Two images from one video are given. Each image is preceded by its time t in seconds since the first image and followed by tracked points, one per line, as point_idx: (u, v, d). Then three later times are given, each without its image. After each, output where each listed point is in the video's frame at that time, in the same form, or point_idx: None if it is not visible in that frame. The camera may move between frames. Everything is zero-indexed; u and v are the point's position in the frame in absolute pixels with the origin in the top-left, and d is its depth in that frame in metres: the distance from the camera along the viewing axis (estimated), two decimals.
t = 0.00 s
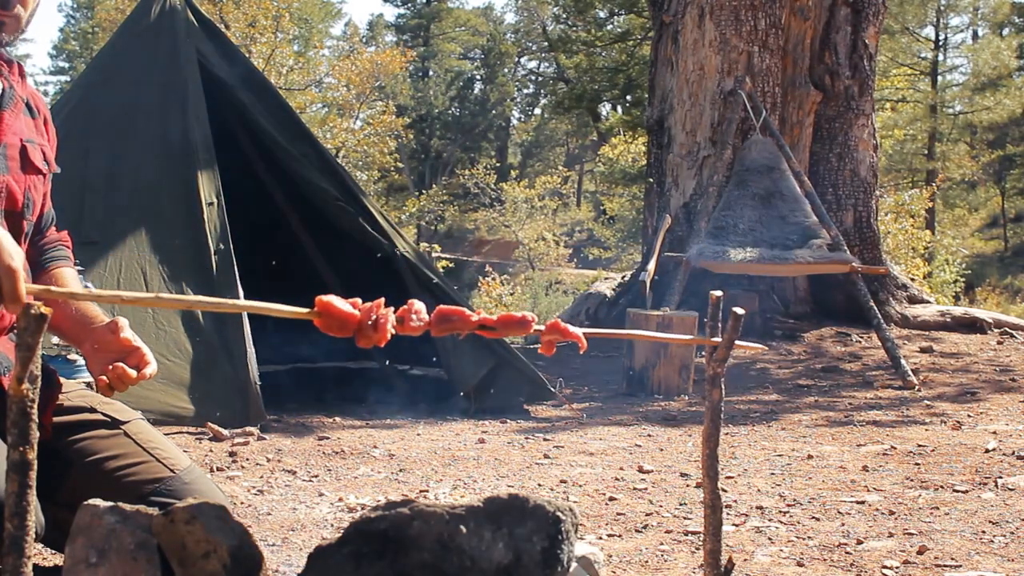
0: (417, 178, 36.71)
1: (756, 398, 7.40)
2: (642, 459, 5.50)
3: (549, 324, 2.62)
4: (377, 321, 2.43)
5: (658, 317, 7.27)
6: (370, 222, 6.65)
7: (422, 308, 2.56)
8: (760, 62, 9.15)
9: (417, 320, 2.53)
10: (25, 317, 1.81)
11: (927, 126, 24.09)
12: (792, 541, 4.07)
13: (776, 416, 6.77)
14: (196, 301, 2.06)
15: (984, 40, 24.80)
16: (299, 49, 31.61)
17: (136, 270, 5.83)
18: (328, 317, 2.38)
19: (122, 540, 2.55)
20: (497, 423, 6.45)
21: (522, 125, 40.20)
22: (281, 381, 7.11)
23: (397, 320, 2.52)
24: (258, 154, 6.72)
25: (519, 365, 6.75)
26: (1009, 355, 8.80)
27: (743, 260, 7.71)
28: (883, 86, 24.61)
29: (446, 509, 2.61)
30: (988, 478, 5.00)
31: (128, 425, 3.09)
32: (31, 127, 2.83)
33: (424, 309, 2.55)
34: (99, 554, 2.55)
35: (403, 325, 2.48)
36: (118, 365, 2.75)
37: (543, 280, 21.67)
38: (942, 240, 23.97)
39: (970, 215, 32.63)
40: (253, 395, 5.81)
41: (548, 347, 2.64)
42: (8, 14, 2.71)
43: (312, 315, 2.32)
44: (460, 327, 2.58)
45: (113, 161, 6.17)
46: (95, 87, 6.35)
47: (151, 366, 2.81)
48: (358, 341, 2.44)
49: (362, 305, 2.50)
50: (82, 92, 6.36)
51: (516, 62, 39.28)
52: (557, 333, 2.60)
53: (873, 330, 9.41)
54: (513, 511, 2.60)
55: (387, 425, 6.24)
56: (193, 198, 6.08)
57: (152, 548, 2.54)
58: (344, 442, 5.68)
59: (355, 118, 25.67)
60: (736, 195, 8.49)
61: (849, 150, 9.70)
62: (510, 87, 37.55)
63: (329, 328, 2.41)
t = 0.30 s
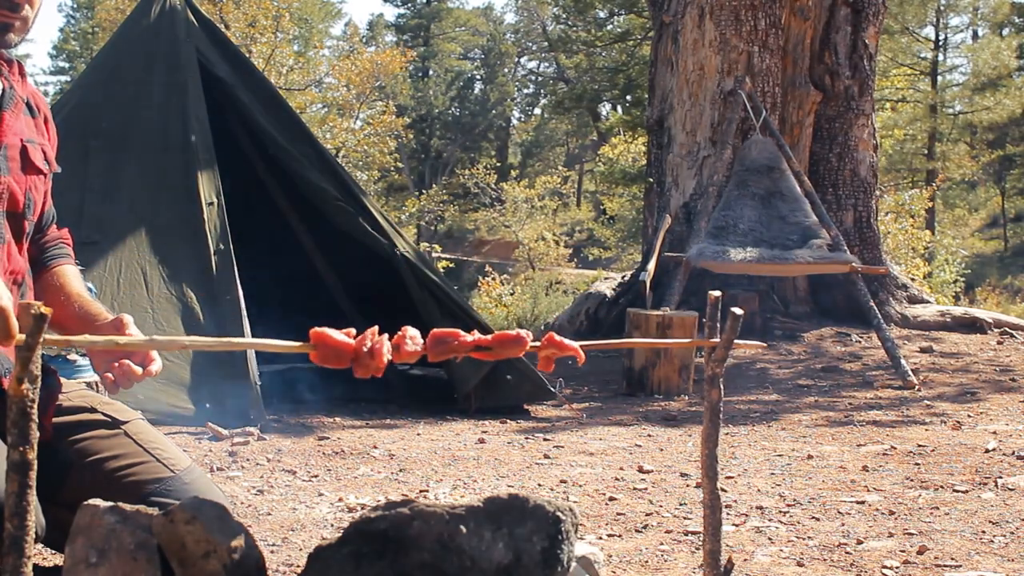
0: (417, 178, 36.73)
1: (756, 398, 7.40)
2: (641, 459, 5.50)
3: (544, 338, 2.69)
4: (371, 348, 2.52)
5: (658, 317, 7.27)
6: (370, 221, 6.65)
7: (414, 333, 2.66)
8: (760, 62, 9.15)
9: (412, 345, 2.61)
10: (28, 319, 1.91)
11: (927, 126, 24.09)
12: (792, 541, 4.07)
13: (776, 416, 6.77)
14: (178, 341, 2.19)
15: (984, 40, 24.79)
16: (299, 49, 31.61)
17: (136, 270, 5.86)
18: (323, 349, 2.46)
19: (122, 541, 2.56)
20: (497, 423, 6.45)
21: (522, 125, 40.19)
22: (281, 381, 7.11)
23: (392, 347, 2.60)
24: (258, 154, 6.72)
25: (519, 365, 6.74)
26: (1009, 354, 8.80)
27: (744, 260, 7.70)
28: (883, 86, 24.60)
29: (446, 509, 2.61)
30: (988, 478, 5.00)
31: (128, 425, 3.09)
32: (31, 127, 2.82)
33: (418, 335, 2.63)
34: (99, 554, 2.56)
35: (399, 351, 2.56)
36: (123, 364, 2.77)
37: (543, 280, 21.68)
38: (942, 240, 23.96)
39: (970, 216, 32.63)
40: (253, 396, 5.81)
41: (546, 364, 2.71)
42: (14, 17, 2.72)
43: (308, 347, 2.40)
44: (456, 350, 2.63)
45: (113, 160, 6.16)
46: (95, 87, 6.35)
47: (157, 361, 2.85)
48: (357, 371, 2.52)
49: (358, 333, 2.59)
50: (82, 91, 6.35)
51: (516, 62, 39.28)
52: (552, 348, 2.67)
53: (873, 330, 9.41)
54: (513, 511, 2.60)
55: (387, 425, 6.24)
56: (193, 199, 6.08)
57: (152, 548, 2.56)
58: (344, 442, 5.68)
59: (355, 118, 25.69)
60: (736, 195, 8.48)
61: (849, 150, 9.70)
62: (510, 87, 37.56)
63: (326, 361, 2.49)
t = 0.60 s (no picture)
0: (417, 178, 36.75)
1: (756, 398, 7.39)
2: (641, 459, 5.50)
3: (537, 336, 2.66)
4: (362, 348, 2.51)
5: (658, 317, 7.27)
6: (370, 221, 6.65)
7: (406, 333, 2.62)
8: (761, 62, 9.15)
9: (404, 344, 2.58)
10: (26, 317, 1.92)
11: (927, 126, 24.09)
12: (792, 541, 4.07)
13: (776, 416, 6.77)
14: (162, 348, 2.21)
15: (984, 40, 24.79)
16: (299, 49, 31.63)
17: (136, 270, 5.86)
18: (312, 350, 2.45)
19: (122, 540, 2.56)
20: (497, 423, 6.45)
21: (522, 125, 40.20)
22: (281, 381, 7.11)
23: (383, 346, 2.58)
24: (258, 155, 6.72)
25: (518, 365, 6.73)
26: (1009, 355, 8.79)
27: (744, 260, 7.70)
28: (883, 85, 24.60)
29: (446, 509, 2.62)
30: (988, 478, 5.00)
31: (128, 425, 3.09)
32: (31, 127, 2.82)
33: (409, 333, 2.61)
34: (99, 554, 2.56)
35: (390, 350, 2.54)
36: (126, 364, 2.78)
37: (543, 280, 21.68)
38: (942, 240, 23.96)
39: (970, 216, 32.63)
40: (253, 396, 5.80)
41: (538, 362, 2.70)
42: (20, 18, 2.71)
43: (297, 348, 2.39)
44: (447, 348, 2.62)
45: (113, 161, 6.16)
46: (95, 87, 6.34)
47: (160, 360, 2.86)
48: (347, 370, 2.51)
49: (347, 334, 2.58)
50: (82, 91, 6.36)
51: (516, 62, 39.28)
52: (545, 346, 2.66)
53: (873, 330, 9.41)
54: (513, 511, 2.60)
55: (387, 425, 6.24)
56: (193, 199, 6.07)
57: (153, 548, 2.56)
58: (344, 442, 5.68)
59: (355, 118, 25.70)
60: (736, 195, 8.48)
61: (849, 150, 9.70)
62: (510, 87, 37.57)
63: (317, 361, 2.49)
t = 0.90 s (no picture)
0: (417, 178, 36.76)
1: (756, 398, 7.39)
2: (641, 459, 5.50)
3: (518, 343, 2.71)
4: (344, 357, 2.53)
5: (658, 317, 7.26)
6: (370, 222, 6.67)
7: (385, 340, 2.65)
8: (760, 62, 9.15)
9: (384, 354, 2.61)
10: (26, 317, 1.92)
11: (927, 126, 24.10)
12: (792, 541, 4.07)
13: (776, 416, 6.77)
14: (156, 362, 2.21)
15: (984, 40, 24.79)
16: (299, 49, 31.66)
17: (136, 270, 5.85)
18: (294, 360, 2.46)
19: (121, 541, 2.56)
20: (497, 423, 6.45)
21: (521, 125, 40.19)
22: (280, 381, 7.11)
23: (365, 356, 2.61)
24: (258, 155, 6.73)
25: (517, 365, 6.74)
26: (1009, 354, 8.79)
27: (745, 260, 7.70)
28: (883, 85, 24.61)
29: (446, 509, 2.62)
30: (988, 478, 5.00)
31: (128, 425, 3.09)
32: (30, 127, 2.82)
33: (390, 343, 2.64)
34: (98, 554, 2.55)
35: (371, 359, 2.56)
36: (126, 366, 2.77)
37: (543, 280, 21.68)
38: (942, 240, 23.97)
39: (970, 215, 32.64)
40: (253, 394, 5.80)
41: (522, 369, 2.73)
42: (20, 18, 2.70)
43: (278, 359, 2.41)
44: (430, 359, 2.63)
45: (113, 160, 6.16)
46: (95, 86, 6.35)
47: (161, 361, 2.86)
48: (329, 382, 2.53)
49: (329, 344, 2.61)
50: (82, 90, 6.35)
51: (516, 62, 39.29)
52: (526, 351, 2.70)
53: (873, 330, 9.41)
54: (513, 510, 2.60)
55: (387, 425, 6.24)
56: (194, 199, 6.07)
57: (153, 548, 2.57)
58: (344, 442, 5.68)
59: (356, 118, 25.72)
60: (736, 195, 8.47)
61: (849, 150, 9.69)
62: (510, 87, 37.59)
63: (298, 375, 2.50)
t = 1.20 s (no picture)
0: (417, 178, 36.78)
1: (756, 398, 7.40)
2: (641, 459, 5.50)
3: (517, 348, 2.71)
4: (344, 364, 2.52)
5: (658, 317, 7.27)
6: (369, 221, 6.66)
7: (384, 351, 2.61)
8: (760, 62, 9.15)
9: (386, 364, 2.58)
10: (25, 319, 1.92)
11: (927, 126, 24.09)
12: (792, 541, 4.07)
13: (776, 417, 6.77)
14: (157, 369, 2.23)
15: (984, 40, 24.81)
16: (299, 49, 31.67)
17: (136, 270, 5.85)
18: (293, 367, 2.46)
19: (122, 540, 2.56)
20: (497, 423, 6.45)
21: (521, 125, 40.18)
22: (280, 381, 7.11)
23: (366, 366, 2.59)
24: (257, 155, 6.73)
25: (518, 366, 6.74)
26: (1009, 355, 8.80)
27: (745, 260, 7.70)
28: (883, 85, 24.62)
29: (446, 509, 2.63)
30: (988, 478, 5.00)
31: (128, 425, 3.10)
32: (29, 128, 2.82)
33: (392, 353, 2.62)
34: (99, 554, 2.55)
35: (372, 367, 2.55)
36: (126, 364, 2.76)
37: (543, 280, 21.67)
38: (942, 240, 23.98)
39: (970, 215, 32.64)
40: (253, 397, 5.81)
41: (525, 376, 2.71)
42: (10, 18, 2.72)
43: (278, 367, 2.40)
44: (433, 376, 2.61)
45: (113, 159, 6.16)
46: (94, 86, 6.36)
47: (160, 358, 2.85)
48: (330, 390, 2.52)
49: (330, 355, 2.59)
50: (82, 90, 6.36)
51: (516, 62, 39.30)
52: (526, 356, 2.70)
53: (873, 330, 9.41)
54: (513, 511, 2.61)
55: (387, 425, 6.24)
56: (193, 199, 6.07)
57: (152, 548, 2.57)
58: (344, 442, 5.68)
59: (356, 118, 25.74)
60: (736, 195, 8.47)
61: (849, 150, 9.69)
62: (510, 87, 37.60)
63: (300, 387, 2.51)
